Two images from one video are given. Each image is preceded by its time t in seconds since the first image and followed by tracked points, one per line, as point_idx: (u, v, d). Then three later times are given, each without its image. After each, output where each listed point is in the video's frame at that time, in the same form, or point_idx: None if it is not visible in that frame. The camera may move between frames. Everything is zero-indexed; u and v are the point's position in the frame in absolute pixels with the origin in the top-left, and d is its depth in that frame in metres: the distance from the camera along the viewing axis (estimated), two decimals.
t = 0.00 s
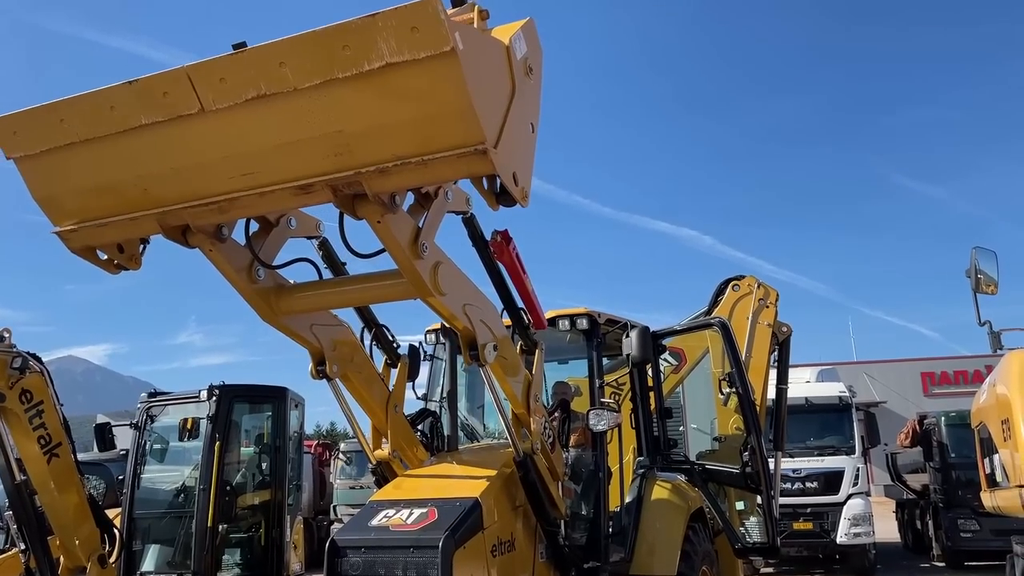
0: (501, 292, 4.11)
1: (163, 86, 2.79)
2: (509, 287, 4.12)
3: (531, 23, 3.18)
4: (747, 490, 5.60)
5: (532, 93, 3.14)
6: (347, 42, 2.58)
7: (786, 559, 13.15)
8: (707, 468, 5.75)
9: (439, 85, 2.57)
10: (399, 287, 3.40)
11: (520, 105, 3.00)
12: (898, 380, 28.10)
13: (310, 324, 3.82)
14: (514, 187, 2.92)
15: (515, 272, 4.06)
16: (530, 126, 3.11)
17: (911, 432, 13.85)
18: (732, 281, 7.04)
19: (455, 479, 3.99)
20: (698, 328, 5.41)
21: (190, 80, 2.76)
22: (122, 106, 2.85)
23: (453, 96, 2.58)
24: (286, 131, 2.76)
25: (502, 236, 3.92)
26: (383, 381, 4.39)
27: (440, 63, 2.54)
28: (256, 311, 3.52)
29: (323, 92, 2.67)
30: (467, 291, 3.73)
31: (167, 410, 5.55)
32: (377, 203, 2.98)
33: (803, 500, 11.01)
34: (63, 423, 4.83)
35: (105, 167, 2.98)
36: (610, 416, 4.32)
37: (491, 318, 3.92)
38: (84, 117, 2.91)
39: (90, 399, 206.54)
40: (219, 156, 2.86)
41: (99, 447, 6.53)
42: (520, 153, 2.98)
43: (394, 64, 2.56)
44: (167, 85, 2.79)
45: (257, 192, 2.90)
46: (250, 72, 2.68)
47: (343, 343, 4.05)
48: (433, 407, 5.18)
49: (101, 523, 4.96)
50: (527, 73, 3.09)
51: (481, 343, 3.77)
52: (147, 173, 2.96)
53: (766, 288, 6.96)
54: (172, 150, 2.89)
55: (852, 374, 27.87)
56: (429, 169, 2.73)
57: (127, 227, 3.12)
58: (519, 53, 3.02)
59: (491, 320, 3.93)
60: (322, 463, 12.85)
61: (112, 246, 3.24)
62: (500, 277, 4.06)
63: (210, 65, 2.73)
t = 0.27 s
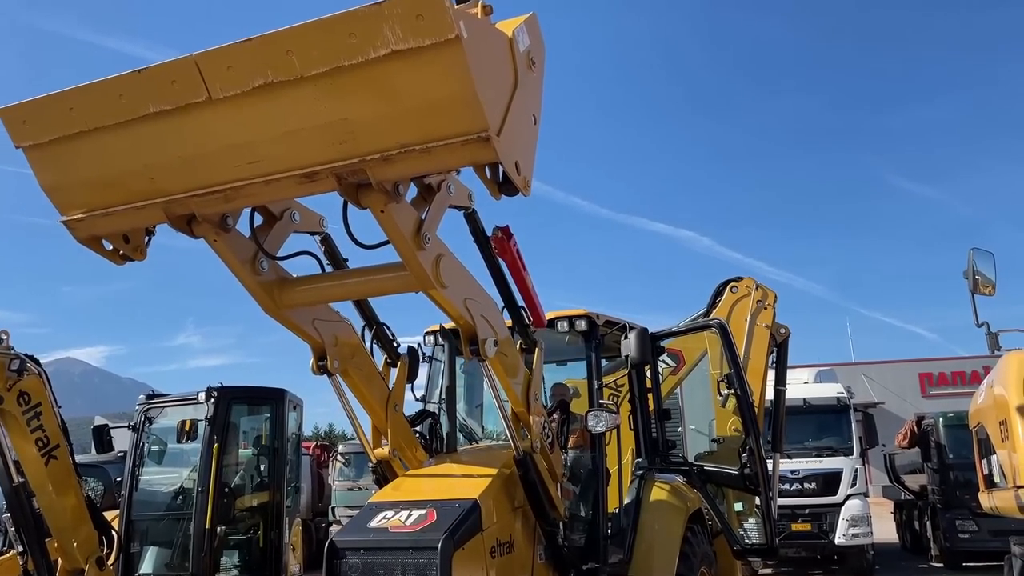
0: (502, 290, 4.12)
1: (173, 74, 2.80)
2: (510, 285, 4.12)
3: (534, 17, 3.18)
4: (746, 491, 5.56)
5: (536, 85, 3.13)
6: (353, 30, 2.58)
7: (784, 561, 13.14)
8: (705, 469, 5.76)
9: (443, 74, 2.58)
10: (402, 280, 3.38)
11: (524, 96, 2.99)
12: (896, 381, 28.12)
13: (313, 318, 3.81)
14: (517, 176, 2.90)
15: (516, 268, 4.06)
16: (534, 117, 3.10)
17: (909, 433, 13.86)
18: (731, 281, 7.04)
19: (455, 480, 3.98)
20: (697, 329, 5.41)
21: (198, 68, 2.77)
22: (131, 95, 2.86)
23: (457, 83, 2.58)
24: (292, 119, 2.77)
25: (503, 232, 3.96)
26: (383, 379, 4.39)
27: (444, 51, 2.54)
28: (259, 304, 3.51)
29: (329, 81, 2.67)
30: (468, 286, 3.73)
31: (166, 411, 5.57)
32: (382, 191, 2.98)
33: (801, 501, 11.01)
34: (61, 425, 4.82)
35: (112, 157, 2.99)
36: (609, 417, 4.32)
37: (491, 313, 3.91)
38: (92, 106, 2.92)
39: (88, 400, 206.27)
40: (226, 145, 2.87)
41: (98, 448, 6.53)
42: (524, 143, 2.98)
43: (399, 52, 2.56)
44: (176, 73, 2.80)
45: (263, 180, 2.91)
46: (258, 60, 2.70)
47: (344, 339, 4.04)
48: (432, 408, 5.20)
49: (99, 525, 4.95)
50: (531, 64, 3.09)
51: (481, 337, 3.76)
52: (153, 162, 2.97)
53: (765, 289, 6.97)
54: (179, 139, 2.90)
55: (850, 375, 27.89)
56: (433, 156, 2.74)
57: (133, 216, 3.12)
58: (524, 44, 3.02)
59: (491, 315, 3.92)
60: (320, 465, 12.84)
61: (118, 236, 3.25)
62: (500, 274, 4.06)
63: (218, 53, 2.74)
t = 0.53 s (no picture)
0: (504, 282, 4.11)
1: (182, 59, 2.81)
2: (512, 279, 4.13)
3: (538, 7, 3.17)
4: (747, 488, 5.57)
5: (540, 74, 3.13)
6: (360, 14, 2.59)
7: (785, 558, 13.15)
8: (706, 466, 5.71)
9: (448, 59, 2.58)
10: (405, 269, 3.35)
11: (528, 84, 2.99)
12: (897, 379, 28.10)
13: (317, 310, 3.81)
14: (520, 161, 2.89)
15: (517, 257, 4.04)
16: (538, 105, 3.10)
17: (910, 430, 13.86)
18: (732, 279, 7.02)
19: (457, 477, 3.98)
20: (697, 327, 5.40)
21: (207, 53, 2.78)
22: (138, 80, 2.87)
23: (462, 67, 2.59)
24: (298, 104, 2.77)
25: (505, 224, 3.94)
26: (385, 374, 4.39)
27: (450, 34, 2.54)
28: (264, 294, 3.50)
29: (335, 65, 2.68)
30: (470, 276, 3.68)
31: (166, 409, 5.55)
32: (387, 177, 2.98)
33: (802, 499, 11.01)
34: (61, 423, 4.82)
35: (119, 143, 2.98)
36: (609, 414, 4.32)
37: (492, 304, 3.88)
38: (101, 91, 2.91)
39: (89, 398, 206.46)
40: (233, 130, 2.87)
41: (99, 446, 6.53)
42: (528, 130, 2.97)
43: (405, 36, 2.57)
44: (185, 58, 2.81)
45: (269, 165, 2.89)
46: (265, 45, 2.70)
47: (347, 333, 4.04)
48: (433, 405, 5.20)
49: (101, 522, 4.96)
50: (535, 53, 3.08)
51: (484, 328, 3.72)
52: (160, 147, 2.96)
53: (766, 287, 6.95)
54: (187, 124, 2.90)
55: (851, 373, 27.88)
56: (437, 141, 2.74)
57: (140, 202, 3.12)
58: (528, 32, 3.02)
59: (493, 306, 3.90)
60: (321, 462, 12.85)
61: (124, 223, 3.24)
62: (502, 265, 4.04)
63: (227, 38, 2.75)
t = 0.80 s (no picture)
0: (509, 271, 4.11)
1: (193, 41, 2.81)
2: (517, 266, 4.12)
3: None
4: (750, 481, 5.57)
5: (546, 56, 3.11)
6: None
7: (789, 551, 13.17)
8: (709, 459, 5.71)
9: (456, 39, 2.58)
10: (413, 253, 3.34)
11: (534, 66, 2.98)
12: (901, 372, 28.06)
13: (324, 296, 3.83)
14: (527, 142, 2.88)
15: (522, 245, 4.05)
16: (545, 87, 3.09)
17: (914, 424, 13.84)
18: (735, 272, 7.04)
19: (460, 469, 3.99)
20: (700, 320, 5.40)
21: (217, 35, 2.77)
22: (151, 61, 2.87)
23: (470, 46, 2.59)
24: (309, 85, 2.77)
25: (511, 211, 4.01)
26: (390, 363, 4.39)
27: (459, 14, 2.54)
28: (273, 278, 3.52)
29: (345, 46, 2.68)
30: (476, 262, 3.67)
31: (170, 402, 5.54)
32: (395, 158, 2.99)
33: (805, 492, 11.02)
34: (67, 416, 4.83)
35: (131, 125, 2.99)
36: (612, 407, 4.32)
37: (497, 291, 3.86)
38: (112, 73, 2.91)
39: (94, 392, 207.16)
40: (244, 111, 2.87)
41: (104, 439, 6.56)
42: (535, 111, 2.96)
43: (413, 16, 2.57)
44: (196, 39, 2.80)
45: (279, 146, 2.89)
46: (275, 26, 2.70)
47: (354, 321, 4.06)
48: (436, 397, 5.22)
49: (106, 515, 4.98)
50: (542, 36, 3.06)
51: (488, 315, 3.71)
52: (172, 129, 2.97)
53: (770, 280, 6.96)
54: (197, 105, 2.89)
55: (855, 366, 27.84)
56: (446, 121, 2.74)
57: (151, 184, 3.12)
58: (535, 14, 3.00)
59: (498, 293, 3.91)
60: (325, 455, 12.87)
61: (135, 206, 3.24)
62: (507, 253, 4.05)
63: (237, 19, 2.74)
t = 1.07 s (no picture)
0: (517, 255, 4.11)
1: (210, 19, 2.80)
2: (525, 250, 4.12)
3: None
4: (757, 469, 5.63)
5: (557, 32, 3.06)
6: None
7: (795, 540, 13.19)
8: (716, 448, 5.78)
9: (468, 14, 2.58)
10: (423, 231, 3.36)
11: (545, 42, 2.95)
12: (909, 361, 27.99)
13: (335, 277, 3.87)
14: (537, 118, 2.87)
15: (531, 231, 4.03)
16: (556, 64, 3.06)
17: (921, 412, 13.81)
18: (743, 261, 7.05)
19: (468, 455, 4.02)
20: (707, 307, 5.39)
21: (233, 12, 2.77)
22: (168, 39, 2.86)
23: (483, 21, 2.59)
24: (323, 62, 2.77)
25: (521, 194, 3.96)
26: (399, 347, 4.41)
27: None
28: (286, 257, 3.54)
29: (359, 23, 2.68)
30: (485, 243, 3.68)
31: (180, 390, 5.58)
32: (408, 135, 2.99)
33: (812, 480, 11.03)
34: (78, 403, 4.88)
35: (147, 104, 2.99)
36: (620, 395, 4.33)
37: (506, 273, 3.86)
38: (129, 52, 2.91)
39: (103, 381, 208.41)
40: (260, 89, 2.87)
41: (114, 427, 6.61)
42: (545, 88, 2.95)
43: None
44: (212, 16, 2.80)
45: (294, 123, 2.91)
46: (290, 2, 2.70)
47: (364, 304, 4.09)
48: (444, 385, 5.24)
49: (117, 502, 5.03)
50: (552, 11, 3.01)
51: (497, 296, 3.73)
52: (188, 106, 2.97)
53: (777, 268, 6.95)
54: (214, 83, 2.90)
55: (863, 355, 27.78)
56: (457, 97, 2.74)
57: (168, 162, 3.14)
58: None
59: (507, 276, 3.91)
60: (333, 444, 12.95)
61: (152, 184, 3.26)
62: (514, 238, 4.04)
63: None
